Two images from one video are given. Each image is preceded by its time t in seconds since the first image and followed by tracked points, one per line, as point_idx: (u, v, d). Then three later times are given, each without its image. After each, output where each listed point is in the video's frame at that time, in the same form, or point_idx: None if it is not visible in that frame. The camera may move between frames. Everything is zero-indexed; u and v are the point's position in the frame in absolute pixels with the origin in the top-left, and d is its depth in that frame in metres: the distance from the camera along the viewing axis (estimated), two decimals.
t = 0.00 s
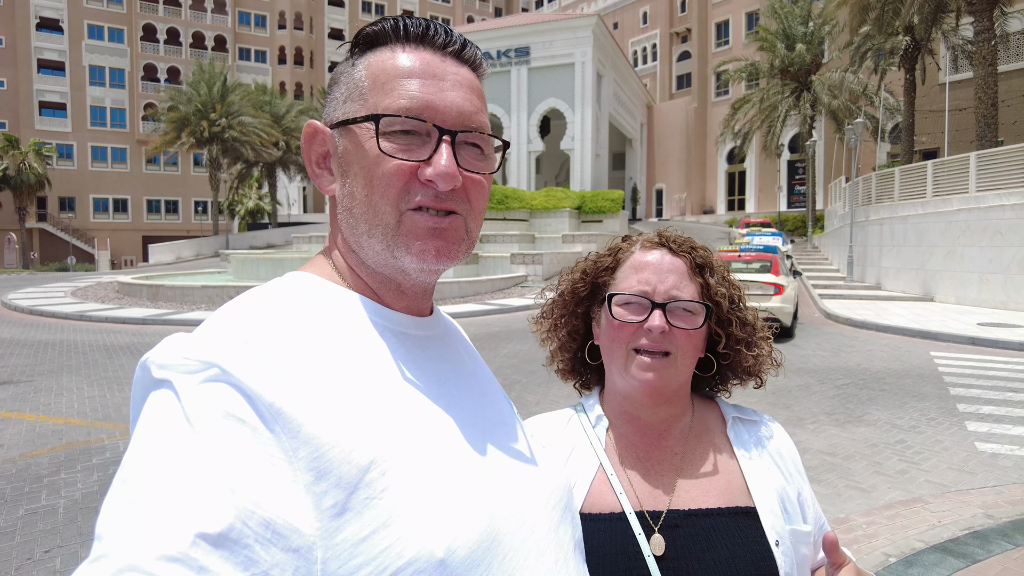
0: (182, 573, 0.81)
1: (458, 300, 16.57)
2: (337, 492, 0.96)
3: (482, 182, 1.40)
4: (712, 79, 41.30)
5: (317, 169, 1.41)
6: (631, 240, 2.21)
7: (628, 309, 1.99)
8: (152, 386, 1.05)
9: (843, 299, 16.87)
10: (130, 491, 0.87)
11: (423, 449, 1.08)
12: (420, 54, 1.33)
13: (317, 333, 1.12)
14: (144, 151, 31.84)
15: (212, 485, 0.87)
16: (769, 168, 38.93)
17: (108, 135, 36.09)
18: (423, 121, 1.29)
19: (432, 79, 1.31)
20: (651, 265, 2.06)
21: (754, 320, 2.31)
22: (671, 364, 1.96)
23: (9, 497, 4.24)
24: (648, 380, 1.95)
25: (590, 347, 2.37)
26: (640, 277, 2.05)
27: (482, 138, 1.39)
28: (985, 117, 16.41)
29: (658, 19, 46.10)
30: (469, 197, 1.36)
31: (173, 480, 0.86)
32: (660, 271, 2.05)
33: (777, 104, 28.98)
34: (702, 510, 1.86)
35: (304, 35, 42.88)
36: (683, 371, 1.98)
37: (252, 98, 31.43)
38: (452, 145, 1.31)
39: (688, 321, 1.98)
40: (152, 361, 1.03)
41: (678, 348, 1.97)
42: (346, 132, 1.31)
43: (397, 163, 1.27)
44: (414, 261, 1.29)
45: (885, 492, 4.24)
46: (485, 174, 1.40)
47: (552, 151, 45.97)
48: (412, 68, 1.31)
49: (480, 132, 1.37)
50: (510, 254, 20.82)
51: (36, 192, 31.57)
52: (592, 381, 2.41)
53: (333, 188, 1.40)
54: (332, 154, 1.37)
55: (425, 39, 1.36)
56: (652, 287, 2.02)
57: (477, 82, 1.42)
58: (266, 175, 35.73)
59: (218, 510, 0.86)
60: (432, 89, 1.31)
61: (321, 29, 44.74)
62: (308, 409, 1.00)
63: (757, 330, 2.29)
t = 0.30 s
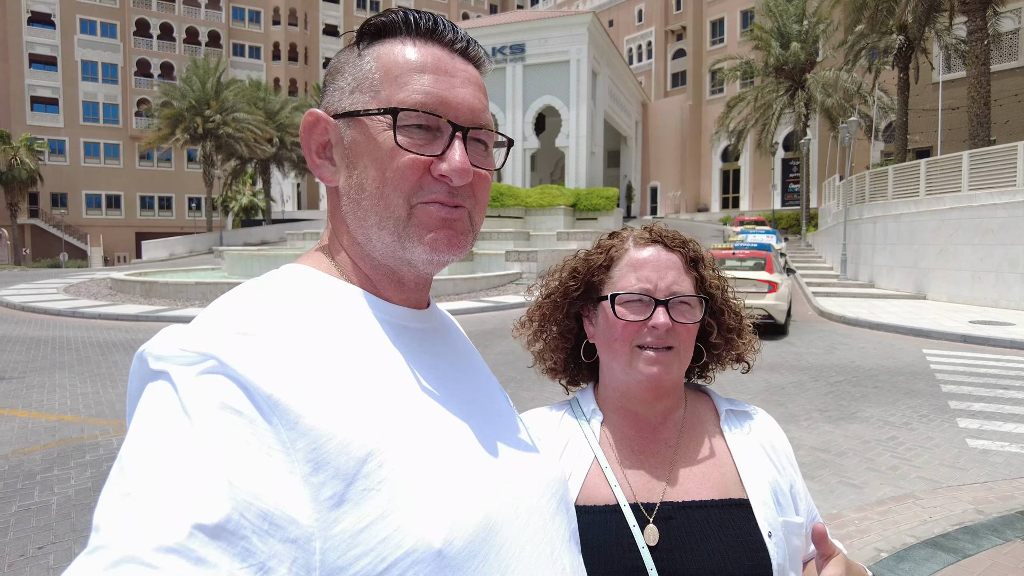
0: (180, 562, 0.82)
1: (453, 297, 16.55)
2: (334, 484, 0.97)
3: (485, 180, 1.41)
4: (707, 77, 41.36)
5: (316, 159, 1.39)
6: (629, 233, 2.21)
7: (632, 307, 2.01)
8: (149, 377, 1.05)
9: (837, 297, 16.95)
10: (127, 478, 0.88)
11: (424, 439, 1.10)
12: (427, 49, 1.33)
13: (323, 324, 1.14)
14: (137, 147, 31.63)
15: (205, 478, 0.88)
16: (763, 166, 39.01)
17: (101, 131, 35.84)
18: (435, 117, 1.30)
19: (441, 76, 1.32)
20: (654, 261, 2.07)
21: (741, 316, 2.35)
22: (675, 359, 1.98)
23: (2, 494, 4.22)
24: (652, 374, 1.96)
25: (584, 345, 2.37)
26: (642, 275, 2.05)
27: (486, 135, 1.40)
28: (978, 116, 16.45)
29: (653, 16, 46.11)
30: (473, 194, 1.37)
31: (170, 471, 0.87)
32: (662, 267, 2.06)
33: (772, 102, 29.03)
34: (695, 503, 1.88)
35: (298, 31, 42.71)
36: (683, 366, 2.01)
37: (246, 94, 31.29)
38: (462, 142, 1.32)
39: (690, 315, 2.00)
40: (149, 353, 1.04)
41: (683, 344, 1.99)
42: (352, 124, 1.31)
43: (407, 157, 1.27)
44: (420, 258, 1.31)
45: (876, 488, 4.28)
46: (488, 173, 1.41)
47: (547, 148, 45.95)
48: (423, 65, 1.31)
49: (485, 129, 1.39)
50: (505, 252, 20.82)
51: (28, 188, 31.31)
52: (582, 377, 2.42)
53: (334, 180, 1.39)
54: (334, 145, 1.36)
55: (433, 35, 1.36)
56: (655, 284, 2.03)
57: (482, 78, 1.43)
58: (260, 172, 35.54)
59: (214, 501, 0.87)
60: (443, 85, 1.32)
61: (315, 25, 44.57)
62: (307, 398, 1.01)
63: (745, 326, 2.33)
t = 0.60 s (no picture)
0: (178, 563, 0.82)
1: (449, 296, 16.54)
2: (332, 483, 0.97)
3: (478, 178, 1.40)
4: (703, 77, 41.45)
5: (312, 158, 1.40)
6: (624, 233, 2.21)
7: (629, 307, 2.02)
8: (145, 376, 1.05)
9: (831, 296, 17.02)
10: (124, 475, 0.88)
11: (419, 436, 1.10)
12: (419, 46, 1.32)
13: (322, 324, 1.15)
14: (132, 145, 31.47)
15: (202, 478, 0.87)
16: (758, 165, 39.12)
17: (95, 128, 35.67)
18: (422, 114, 1.29)
19: (431, 72, 1.31)
20: (649, 262, 2.08)
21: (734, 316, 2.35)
22: (668, 359, 1.99)
23: None
24: (649, 374, 1.97)
25: (580, 345, 2.38)
26: (639, 276, 2.06)
27: (479, 132, 1.39)
28: (972, 117, 16.53)
29: (649, 16, 46.15)
30: (463, 192, 1.36)
31: (165, 473, 0.87)
32: (658, 268, 2.06)
33: (767, 102, 29.10)
34: (690, 499, 1.89)
35: (293, 29, 42.63)
36: (678, 365, 2.01)
37: (242, 93, 31.18)
38: (450, 140, 1.32)
39: (685, 316, 2.01)
40: (147, 352, 1.04)
41: (677, 344, 2.00)
42: (343, 123, 1.31)
43: (396, 155, 1.27)
44: (408, 256, 1.30)
45: (870, 487, 4.30)
46: (480, 171, 1.40)
47: (543, 147, 45.98)
48: (414, 61, 1.31)
49: (477, 126, 1.37)
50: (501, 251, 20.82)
51: (21, 186, 31.12)
52: (577, 376, 2.42)
53: (328, 179, 1.40)
54: (329, 144, 1.37)
55: (426, 30, 1.35)
56: (652, 286, 2.04)
57: (477, 75, 1.41)
58: (255, 170, 35.38)
59: (210, 499, 0.87)
60: (432, 82, 1.31)
61: (310, 24, 44.49)
62: (304, 397, 1.01)
63: (739, 325, 2.33)
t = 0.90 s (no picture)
0: (178, 551, 0.82)
1: (445, 295, 16.54)
2: (334, 474, 0.98)
3: (472, 171, 1.38)
4: (698, 76, 41.54)
5: (317, 152, 1.44)
6: (620, 228, 2.23)
7: (624, 304, 2.03)
8: (149, 365, 1.06)
9: (826, 296, 17.09)
10: (126, 462, 0.89)
11: (415, 430, 1.10)
12: (416, 37, 1.32)
13: (324, 318, 1.15)
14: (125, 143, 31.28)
15: (204, 471, 0.88)
16: (753, 164, 39.24)
17: (88, 126, 35.48)
18: (411, 105, 1.29)
19: (424, 63, 1.30)
20: (644, 259, 2.09)
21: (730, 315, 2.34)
22: (661, 355, 2.00)
23: None
24: (644, 370, 1.99)
25: (577, 341, 2.40)
26: (635, 273, 2.07)
27: (476, 125, 1.38)
28: (964, 118, 16.60)
29: (645, 16, 46.21)
30: (455, 185, 1.36)
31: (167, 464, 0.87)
32: (655, 264, 2.07)
33: (762, 101, 29.18)
34: (685, 491, 1.90)
35: (288, 26, 42.51)
36: (672, 360, 2.02)
37: (237, 91, 31.06)
38: (439, 132, 1.31)
39: (681, 312, 2.03)
40: (150, 342, 1.05)
41: (671, 339, 2.01)
42: (339, 114, 1.33)
43: (381, 147, 1.28)
44: (397, 247, 1.31)
45: (863, 485, 4.34)
46: (477, 163, 1.39)
47: (538, 146, 46.01)
48: (407, 51, 1.30)
49: (472, 118, 1.36)
50: (496, 250, 20.80)
51: (14, 183, 30.89)
52: (574, 372, 2.44)
53: (329, 172, 1.42)
54: (331, 137, 1.39)
55: (424, 22, 1.35)
56: (648, 282, 2.05)
57: (476, 66, 1.40)
58: (250, 168, 35.23)
59: (212, 489, 0.87)
60: (423, 73, 1.30)
61: (306, 22, 44.40)
62: (306, 392, 1.01)
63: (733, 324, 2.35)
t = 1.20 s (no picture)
0: (176, 549, 0.82)
1: (440, 295, 16.53)
2: (334, 472, 0.98)
3: (471, 171, 1.39)
4: (693, 76, 41.66)
5: (316, 150, 1.45)
6: (617, 227, 2.23)
7: (620, 303, 2.04)
8: (147, 362, 1.07)
9: (820, 295, 17.16)
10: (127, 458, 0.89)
11: (413, 428, 1.10)
12: (415, 35, 1.32)
13: (326, 314, 1.16)
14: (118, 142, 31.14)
15: (201, 467, 0.88)
16: (747, 165, 39.38)
17: (81, 125, 35.30)
18: (409, 104, 1.29)
19: (423, 61, 1.31)
20: (641, 257, 2.10)
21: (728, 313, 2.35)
22: (656, 354, 2.00)
23: None
24: (639, 369, 2.00)
25: (574, 338, 2.40)
26: (631, 271, 2.08)
27: (474, 125, 1.38)
28: (957, 118, 16.69)
29: (639, 16, 46.35)
30: (454, 184, 1.36)
31: (167, 458, 0.87)
32: (651, 264, 2.08)
33: (756, 102, 29.32)
34: (683, 490, 1.91)
35: (283, 25, 42.42)
36: (668, 358, 2.03)
37: (231, 90, 30.97)
38: (437, 131, 1.31)
39: (677, 311, 2.03)
40: (149, 339, 1.05)
41: (667, 338, 2.02)
42: (338, 111, 1.33)
43: (378, 145, 1.28)
44: (396, 245, 1.31)
45: (856, 483, 4.36)
46: (475, 164, 1.39)
47: (533, 146, 46.05)
48: (406, 49, 1.31)
49: (471, 117, 1.36)
50: (491, 250, 20.78)
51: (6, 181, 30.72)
52: (572, 370, 2.45)
53: (327, 169, 1.43)
54: (330, 134, 1.40)
55: (422, 21, 1.35)
56: (644, 281, 2.06)
57: (475, 65, 1.40)
58: (244, 167, 35.11)
59: (211, 484, 0.87)
60: (422, 72, 1.31)
61: (300, 21, 44.31)
62: (304, 390, 1.01)
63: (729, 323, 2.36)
